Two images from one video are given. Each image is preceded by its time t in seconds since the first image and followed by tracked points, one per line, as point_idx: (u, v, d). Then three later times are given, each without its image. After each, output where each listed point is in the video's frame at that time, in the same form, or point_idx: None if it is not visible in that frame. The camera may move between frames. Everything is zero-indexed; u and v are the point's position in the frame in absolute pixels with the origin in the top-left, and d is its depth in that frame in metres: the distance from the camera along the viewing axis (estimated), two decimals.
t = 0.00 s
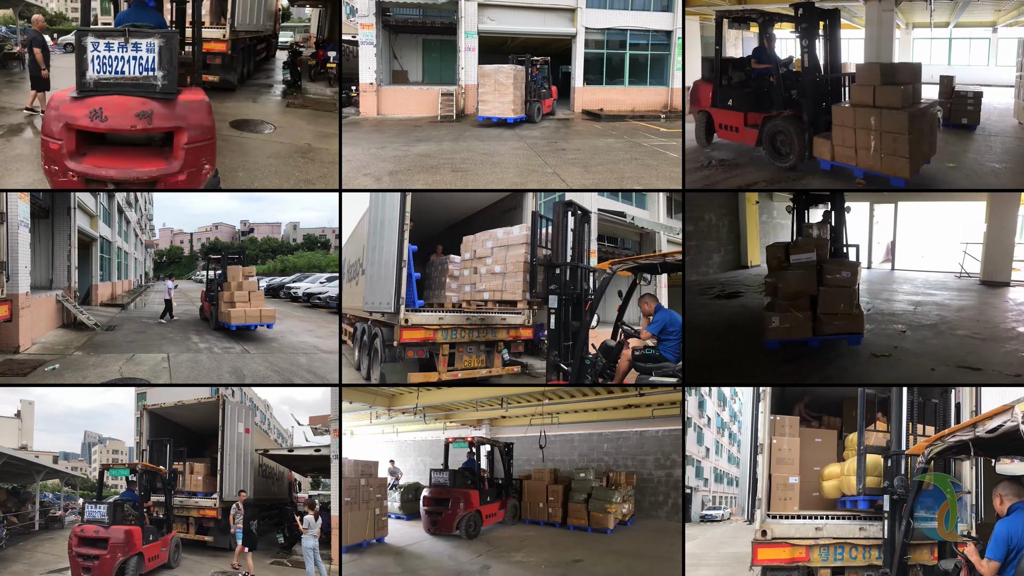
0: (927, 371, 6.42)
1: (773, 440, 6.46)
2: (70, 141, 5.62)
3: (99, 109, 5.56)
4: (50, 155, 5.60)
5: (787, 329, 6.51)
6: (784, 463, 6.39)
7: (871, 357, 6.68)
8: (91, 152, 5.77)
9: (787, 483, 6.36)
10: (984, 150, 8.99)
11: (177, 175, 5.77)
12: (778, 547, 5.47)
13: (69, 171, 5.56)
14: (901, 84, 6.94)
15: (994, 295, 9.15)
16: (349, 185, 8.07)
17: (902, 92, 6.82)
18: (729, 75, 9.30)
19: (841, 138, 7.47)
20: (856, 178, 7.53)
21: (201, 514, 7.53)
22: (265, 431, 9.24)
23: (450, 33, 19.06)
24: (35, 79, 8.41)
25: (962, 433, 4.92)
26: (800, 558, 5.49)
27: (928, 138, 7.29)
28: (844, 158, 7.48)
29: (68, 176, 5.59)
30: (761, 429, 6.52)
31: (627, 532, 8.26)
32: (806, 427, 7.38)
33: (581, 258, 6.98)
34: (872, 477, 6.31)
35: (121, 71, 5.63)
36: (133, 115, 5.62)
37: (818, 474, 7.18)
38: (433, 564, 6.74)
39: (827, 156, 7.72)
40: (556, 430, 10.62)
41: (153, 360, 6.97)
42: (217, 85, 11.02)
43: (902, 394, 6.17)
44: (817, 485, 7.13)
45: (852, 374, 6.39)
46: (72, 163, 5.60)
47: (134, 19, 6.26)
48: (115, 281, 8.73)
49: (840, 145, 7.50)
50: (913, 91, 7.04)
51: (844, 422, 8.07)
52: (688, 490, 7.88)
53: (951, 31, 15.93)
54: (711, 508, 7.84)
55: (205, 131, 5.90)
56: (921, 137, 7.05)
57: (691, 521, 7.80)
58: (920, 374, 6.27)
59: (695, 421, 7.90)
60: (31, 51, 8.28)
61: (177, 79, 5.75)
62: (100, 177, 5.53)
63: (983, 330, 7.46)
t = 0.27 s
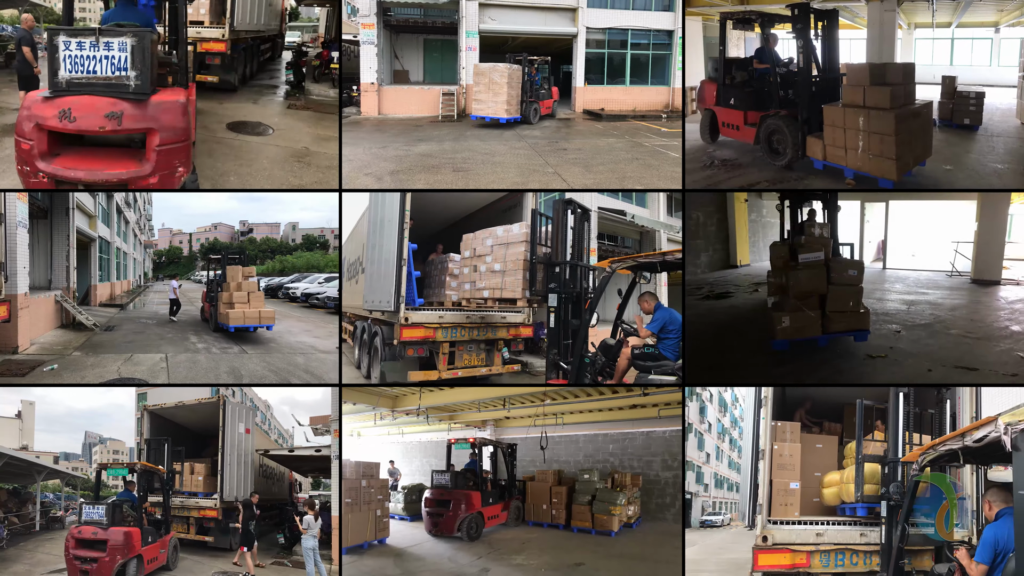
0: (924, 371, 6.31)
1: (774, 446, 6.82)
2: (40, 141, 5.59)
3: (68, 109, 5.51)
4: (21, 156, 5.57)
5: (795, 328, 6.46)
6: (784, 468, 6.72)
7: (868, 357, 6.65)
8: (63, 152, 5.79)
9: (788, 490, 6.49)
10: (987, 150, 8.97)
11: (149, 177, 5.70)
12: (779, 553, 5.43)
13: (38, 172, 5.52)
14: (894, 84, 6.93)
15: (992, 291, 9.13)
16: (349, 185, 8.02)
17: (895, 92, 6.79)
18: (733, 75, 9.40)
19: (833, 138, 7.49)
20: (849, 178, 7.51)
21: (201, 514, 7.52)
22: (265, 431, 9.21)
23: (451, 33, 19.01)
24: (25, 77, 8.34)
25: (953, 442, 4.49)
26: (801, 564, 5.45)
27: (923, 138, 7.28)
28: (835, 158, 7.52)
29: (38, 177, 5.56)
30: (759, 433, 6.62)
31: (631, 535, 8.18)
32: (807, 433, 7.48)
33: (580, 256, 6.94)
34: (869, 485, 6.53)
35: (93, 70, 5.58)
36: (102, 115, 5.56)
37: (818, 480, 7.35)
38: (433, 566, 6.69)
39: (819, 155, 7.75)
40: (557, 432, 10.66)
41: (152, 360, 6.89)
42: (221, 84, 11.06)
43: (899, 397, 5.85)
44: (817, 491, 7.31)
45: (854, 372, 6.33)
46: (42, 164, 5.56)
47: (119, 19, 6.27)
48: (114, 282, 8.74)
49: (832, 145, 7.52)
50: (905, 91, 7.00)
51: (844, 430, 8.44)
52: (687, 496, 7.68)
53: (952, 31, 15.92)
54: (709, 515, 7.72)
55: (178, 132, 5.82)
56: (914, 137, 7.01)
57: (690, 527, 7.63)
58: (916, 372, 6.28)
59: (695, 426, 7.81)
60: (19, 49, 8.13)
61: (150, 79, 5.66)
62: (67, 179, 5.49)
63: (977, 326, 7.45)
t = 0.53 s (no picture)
0: (921, 369, 6.36)
1: (775, 451, 6.85)
2: (18, 143, 5.59)
3: (42, 113, 5.43)
4: None
5: (805, 325, 6.46)
6: (784, 472, 6.80)
7: (865, 356, 6.65)
8: (44, 155, 5.80)
9: (790, 493, 6.72)
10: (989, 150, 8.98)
11: (124, 183, 5.63)
12: (780, 557, 5.50)
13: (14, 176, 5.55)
14: (886, 85, 6.89)
15: (990, 289, 9.14)
16: (350, 185, 8.01)
17: (885, 93, 6.76)
18: (738, 74, 9.48)
19: (824, 138, 7.51)
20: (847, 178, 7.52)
21: (203, 514, 7.51)
22: (266, 431, 9.22)
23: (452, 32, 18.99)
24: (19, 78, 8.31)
25: (947, 449, 4.51)
26: (802, 569, 5.53)
27: (919, 139, 7.23)
28: (825, 158, 7.55)
29: (15, 180, 5.59)
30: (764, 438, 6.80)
31: (634, 537, 8.16)
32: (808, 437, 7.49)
33: (580, 254, 6.93)
34: (869, 491, 6.57)
35: (70, 73, 5.41)
36: (76, 120, 5.43)
37: (820, 485, 7.34)
38: (433, 568, 6.68)
39: (812, 154, 7.78)
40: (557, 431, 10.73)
41: (150, 359, 6.92)
42: (223, 86, 10.89)
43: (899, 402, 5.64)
44: (818, 496, 7.29)
45: (851, 372, 6.35)
46: (19, 167, 5.58)
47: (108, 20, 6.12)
48: (113, 281, 8.69)
49: (823, 145, 7.55)
50: (899, 92, 6.96)
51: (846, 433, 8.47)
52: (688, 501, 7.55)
53: (954, 31, 15.91)
54: (711, 519, 7.58)
55: (155, 138, 5.65)
56: (906, 139, 6.98)
57: (692, 531, 7.55)
58: (914, 372, 6.29)
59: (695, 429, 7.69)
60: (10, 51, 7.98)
61: (127, 84, 5.48)
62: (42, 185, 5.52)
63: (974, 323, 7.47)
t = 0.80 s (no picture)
0: (921, 366, 6.33)
1: (776, 453, 6.90)
2: None
3: (17, 113, 5.24)
4: None
5: (815, 321, 6.53)
6: (785, 475, 6.89)
7: (865, 354, 6.61)
8: (24, 154, 5.56)
9: (791, 496, 6.87)
10: (992, 151, 8.92)
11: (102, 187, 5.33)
12: (781, 560, 5.46)
13: None
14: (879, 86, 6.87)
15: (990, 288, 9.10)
16: (351, 185, 7.98)
17: (876, 94, 6.75)
18: (741, 74, 9.62)
19: (815, 137, 7.55)
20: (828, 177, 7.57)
21: (203, 514, 7.48)
22: (266, 431, 9.22)
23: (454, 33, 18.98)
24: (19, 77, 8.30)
25: (945, 453, 4.42)
26: (803, 572, 5.50)
27: (910, 143, 7.25)
28: (817, 157, 7.54)
29: None
30: (765, 442, 6.82)
31: (635, 538, 8.12)
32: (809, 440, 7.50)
33: (581, 253, 6.91)
34: (869, 495, 6.53)
35: (47, 72, 5.16)
36: (50, 120, 5.18)
37: (821, 488, 7.30)
38: (432, 568, 6.68)
39: (805, 154, 7.81)
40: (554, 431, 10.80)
41: (148, 357, 6.92)
42: (228, 87, 10.77)
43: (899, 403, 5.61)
44: (818, 499, 7.24)
45: (851, 371, 6.33)
46: None
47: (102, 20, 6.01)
48: (113, 281, 8.67)
49: (814, 145, 7.60)
50: (891, 93, 6.95)
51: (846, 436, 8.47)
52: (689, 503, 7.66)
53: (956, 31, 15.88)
54: (711, 521, 7.70)
55: (133, 141, 5.31)
56: (897, 140, 6.97)
57: (692, 534, 7.63)
58: (914, 370, 6.27)
59: (699, 434, 7.46)
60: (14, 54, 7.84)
61: (104, 84, 5.17)
62: (15, 186, 5.30)
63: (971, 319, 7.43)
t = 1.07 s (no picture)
0: (924, 364, 6.34)
1: (778, 456, 6.82)
2: None
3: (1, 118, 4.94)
4: None
5: (823, 318, 6.50)
6: (787, 478, 6.76)
7: (865, 353, 6.60)
8: (15, 160, 5.49)
9: (793, 498, 6.68)
10: (994, 151, 8.89)
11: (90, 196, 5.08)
12: (783, 562, 5.49)
13: None
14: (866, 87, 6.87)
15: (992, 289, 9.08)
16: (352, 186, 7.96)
17: (861, 96, 6.78)
18: (747, 73, 9.78)
19: (807, 137, 7.66)
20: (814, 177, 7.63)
21: (203, 514, 7.50)
22: (267, 432, 9.22)
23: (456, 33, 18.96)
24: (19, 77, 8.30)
25: (942, 455, 4.47)
26: (806, 574, 5.50)
27: (904, 146, 7.20)
28: (808, 157, 7.69)
29: None
30: (766, 444, 6.89)
31: (636, 538, 8.10)
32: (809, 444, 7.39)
33: (581, 252, 6.88)
34: (870, 499, 6.47)
35: (34, 77, 4.87)
36: (34, 126, 4.90)
37: (823, 491, 7.28)
38: (431, 567, 6.69)
39: (799, 154, 7.93)
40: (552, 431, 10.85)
41: (147, 356, 6.93)
42: (240, 90, 10.60)
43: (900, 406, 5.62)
44: (820, 502, 7.26)
45: (851, 370, 6.32)
46: None
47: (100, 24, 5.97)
48: (112, 280, 8.57)
49: (806, 144, 7.71)
50: (881, 95, 6.94)
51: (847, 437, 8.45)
52: (689, 506, 7.58)
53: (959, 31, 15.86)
54: (714, 523, 7.70)
55: (119, 149, 5.02)
56: (885, 142, 6.96)
57: (694, 536, 7.58)
58: (913, 368, 6.26)
59: (701, 437, 7.60)
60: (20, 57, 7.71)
61: (91, 90, 4.89)
62: None
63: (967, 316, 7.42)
